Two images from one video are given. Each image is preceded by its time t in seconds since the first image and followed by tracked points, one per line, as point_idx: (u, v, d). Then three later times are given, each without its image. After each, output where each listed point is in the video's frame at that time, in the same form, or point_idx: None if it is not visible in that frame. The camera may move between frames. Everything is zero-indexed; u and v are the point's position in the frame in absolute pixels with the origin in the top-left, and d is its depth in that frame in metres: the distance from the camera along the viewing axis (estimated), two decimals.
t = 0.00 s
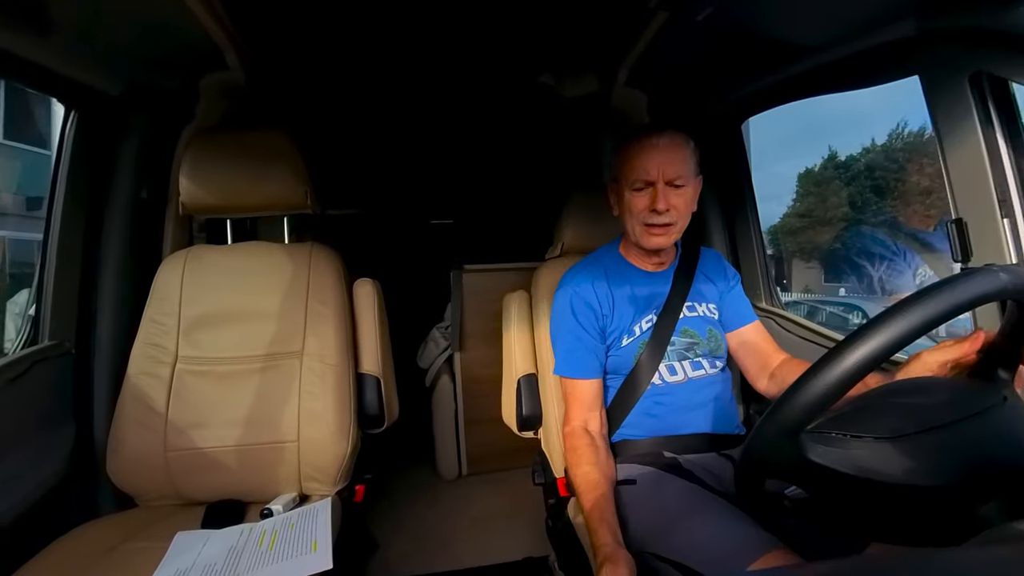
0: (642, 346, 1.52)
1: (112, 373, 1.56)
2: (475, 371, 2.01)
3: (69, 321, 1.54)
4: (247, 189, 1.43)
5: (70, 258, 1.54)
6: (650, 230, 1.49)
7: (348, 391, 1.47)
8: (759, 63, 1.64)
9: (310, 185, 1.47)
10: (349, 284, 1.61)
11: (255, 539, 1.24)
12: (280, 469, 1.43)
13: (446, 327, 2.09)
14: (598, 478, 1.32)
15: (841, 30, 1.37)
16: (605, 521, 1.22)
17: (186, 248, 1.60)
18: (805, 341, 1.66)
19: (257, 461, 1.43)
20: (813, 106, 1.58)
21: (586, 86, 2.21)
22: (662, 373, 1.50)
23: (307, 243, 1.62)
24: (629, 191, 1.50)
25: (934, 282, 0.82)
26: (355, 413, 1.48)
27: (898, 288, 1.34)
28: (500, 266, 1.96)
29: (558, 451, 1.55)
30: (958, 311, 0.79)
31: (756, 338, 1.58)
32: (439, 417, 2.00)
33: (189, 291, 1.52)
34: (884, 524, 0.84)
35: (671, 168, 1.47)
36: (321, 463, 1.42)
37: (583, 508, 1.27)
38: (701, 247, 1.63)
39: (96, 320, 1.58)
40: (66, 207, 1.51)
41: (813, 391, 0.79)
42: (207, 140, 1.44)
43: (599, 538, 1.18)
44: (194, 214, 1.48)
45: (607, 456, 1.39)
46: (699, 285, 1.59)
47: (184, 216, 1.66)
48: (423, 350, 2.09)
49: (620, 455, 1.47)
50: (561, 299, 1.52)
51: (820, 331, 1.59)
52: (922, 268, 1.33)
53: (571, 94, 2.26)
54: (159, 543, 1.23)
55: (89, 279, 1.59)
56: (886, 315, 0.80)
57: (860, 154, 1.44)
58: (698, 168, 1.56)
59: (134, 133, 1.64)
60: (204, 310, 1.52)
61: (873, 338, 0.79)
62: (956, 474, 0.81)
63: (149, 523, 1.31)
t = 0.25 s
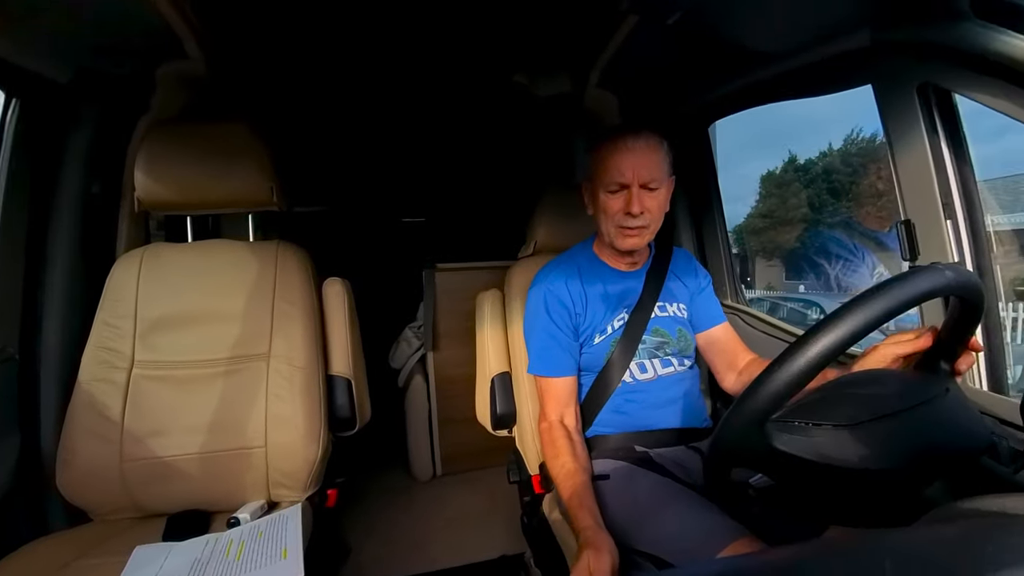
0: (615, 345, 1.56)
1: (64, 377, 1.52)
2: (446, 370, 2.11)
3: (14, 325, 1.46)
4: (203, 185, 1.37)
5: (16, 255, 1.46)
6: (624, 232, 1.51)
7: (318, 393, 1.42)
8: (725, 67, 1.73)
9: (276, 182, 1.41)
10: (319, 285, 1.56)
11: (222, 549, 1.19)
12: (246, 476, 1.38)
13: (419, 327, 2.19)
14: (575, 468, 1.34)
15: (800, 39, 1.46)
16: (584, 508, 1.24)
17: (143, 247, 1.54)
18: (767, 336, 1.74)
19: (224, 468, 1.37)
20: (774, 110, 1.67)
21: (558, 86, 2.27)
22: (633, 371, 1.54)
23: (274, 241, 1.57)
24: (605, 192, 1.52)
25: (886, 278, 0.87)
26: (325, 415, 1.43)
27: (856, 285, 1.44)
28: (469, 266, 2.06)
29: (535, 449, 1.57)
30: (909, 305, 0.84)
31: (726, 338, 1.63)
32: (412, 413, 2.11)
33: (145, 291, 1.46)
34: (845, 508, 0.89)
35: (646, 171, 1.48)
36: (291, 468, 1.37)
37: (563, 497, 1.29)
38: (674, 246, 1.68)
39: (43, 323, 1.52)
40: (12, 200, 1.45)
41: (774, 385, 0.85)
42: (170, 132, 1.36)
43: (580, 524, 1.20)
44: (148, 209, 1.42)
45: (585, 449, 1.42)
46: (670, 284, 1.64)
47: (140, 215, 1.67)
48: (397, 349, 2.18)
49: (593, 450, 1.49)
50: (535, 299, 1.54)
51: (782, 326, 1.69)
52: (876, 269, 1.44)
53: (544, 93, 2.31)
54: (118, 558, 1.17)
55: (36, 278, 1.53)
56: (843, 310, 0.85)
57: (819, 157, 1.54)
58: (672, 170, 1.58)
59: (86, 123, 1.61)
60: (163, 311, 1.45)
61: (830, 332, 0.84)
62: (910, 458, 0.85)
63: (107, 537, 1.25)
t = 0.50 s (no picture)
0: (583, 344, 1.59)
1: None
2: (415, 372, 2.20)
3: None
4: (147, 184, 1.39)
5: None
6: (593, 237, 1.55)
7: (280, 399, 1.38)
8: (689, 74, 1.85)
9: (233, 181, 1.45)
10: (280, 288, 1.52)
11: (178, 569, 1.11)
12: (204, 490, 1.34)
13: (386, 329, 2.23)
14: (547, 465, 1.35)
15: (756, 49, 1.57)
16: (557, 504, 1.25)
17: (87, 247, 1.49)
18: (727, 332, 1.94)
19: (181, 481, 1.33)
20: (731, 118, 1.82)
21: (524, 90, 2.32)
22: (601, 368, 1.57)
23: (232, 242, 1.53)
24: (575, 197, 1.55)
25: (837, 275, 0.91)
26: (289, 422, 1.39)
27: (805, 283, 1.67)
28: (436, 267, 2.12)
29: (506, 448, 1.56)
30: (856, 303, 0.88)
31: (689, 335, 1.69)
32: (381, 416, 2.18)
33: (91, 297, 1.41)
34: (809, 488, 0.95)
35: (615, 177, 1.51)
36: (252, 480, 1.33)
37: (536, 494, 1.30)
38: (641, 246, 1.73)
39: None
40: None
41: (731, 384, 0.89)
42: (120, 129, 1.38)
43: (554, 520, 1.20)
44: (92, 208, 1.44)
45: (556, 445, 1.43)
46: (636, 286, 1.68)
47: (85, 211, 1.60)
48: (364, 352, 2.23)
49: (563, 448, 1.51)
50: (505, 298, 1.56)
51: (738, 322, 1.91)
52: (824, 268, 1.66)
53: (512, 94, 2.35)
54: None
55: None
56: (797, 309, 0.89)
57: (775, 160, 1.71)
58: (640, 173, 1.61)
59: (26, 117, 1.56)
60: (111, 318, 1.40)
61: (784, 332, 0.88)
62: (860, 440, 0.90)
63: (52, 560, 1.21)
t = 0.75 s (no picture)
0: (555, 340, 1.59)
1: None
2: (385, 374, 2.36)
3: None
4: (92, 181, 1.37)
5: None
6: (568, 236, 1.56)
7: (245, 403, 1.40)
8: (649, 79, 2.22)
9: (192, 175, 1.45)
10: (244, 289, 1.55)
11: None
12: (167, 499, 1.35)
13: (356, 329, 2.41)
14: (522, 457, 1.34)
15: (725, 52, 1.86)
16: (534, 496, 1.23)
17: (30, 246, 1.45)
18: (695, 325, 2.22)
19: (144, 490, 1.34)
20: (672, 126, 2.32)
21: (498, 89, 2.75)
22: (573, 364, 1.58)
23: (191, 241, 1.54)
24: (549, 195, 1.55)
25: (796, 273, 0.93)
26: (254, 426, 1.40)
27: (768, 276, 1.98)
28: (408, 266, 2.30)
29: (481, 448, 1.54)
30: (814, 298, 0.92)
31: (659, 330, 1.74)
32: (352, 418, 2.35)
33: (36, 302, 1.38)
34: (769, 479, 0.97)
35: (589, 176, 1.53)
36: (217, 489, 1.34)
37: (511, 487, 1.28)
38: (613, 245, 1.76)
39: None
40: None
41: (699, 377, 0.90)
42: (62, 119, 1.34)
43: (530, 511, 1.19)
44: (34, 203, 1.40)
45: (530, 439, 1.43)
46: (607, 283, 1.71)
47: (27, 208, 1.54)
48: (335, 350, 2.41)
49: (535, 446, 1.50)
50: (478, 297, 1.55)
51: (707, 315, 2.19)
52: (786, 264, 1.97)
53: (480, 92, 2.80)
54: None
55: None
56: (761, 302, 0.91)
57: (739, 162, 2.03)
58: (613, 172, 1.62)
59: None
60: (61, 323, 1.38)
61: (747, 327, 0.90)
62: (819, 428, 0.95)
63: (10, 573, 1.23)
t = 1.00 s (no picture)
0: (526, 339, 1.62)
1: None
2: (352, 375, 2.33)
3: None
4: (34, 174, 1.37)
5: None
6: (539, 234, 1.60)
7: (201, 410, 1.39)
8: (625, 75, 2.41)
9: (142, 169, 1.47)
10: (199, 289, 1.55)
11: None
12: (117, 513, 1.34)
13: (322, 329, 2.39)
14: (494, 451, 1.34)
15: (689, 57, 2.11)
16: (506, 486, 1.23)
17: None
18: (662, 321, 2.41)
19: (91, 507, 1.32)
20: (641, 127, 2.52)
21: (467, 84, 2.67)
22: (543, 363, 1.61)
23: (141, 237, 1.53)
24: (519, 194, 1.58)
25: (755, 270, 0.99)
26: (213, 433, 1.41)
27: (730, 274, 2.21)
28: (373, 264, 2.29)
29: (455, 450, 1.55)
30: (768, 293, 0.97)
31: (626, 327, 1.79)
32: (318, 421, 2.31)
33: None
34: (726, 471, 1.05)
35: (557, 175, 1.56)
36: (172, 501, 1.34)
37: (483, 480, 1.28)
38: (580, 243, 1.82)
39: None
40: None
41: (661, 373, 0.95)
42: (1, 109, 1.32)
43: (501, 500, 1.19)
44: None
45: (504, 435, 1.44)
46: (575, 281, 1.75)
47: None
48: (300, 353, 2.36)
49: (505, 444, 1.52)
50: (447, 299, 1.56)
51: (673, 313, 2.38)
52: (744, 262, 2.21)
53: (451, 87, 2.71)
54: None
55: None
56: (719, 300, 0.96)
57: (701, 163, 2.26)
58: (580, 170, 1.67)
59: None
60: None
61: (707, 323, 0.95)
62: (774, 417, 1.01)
63: None
